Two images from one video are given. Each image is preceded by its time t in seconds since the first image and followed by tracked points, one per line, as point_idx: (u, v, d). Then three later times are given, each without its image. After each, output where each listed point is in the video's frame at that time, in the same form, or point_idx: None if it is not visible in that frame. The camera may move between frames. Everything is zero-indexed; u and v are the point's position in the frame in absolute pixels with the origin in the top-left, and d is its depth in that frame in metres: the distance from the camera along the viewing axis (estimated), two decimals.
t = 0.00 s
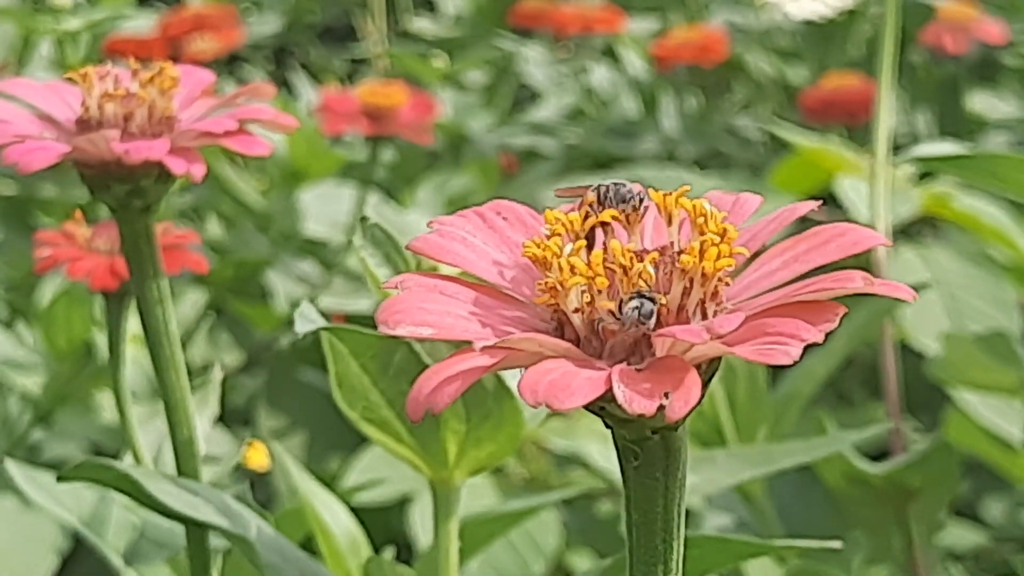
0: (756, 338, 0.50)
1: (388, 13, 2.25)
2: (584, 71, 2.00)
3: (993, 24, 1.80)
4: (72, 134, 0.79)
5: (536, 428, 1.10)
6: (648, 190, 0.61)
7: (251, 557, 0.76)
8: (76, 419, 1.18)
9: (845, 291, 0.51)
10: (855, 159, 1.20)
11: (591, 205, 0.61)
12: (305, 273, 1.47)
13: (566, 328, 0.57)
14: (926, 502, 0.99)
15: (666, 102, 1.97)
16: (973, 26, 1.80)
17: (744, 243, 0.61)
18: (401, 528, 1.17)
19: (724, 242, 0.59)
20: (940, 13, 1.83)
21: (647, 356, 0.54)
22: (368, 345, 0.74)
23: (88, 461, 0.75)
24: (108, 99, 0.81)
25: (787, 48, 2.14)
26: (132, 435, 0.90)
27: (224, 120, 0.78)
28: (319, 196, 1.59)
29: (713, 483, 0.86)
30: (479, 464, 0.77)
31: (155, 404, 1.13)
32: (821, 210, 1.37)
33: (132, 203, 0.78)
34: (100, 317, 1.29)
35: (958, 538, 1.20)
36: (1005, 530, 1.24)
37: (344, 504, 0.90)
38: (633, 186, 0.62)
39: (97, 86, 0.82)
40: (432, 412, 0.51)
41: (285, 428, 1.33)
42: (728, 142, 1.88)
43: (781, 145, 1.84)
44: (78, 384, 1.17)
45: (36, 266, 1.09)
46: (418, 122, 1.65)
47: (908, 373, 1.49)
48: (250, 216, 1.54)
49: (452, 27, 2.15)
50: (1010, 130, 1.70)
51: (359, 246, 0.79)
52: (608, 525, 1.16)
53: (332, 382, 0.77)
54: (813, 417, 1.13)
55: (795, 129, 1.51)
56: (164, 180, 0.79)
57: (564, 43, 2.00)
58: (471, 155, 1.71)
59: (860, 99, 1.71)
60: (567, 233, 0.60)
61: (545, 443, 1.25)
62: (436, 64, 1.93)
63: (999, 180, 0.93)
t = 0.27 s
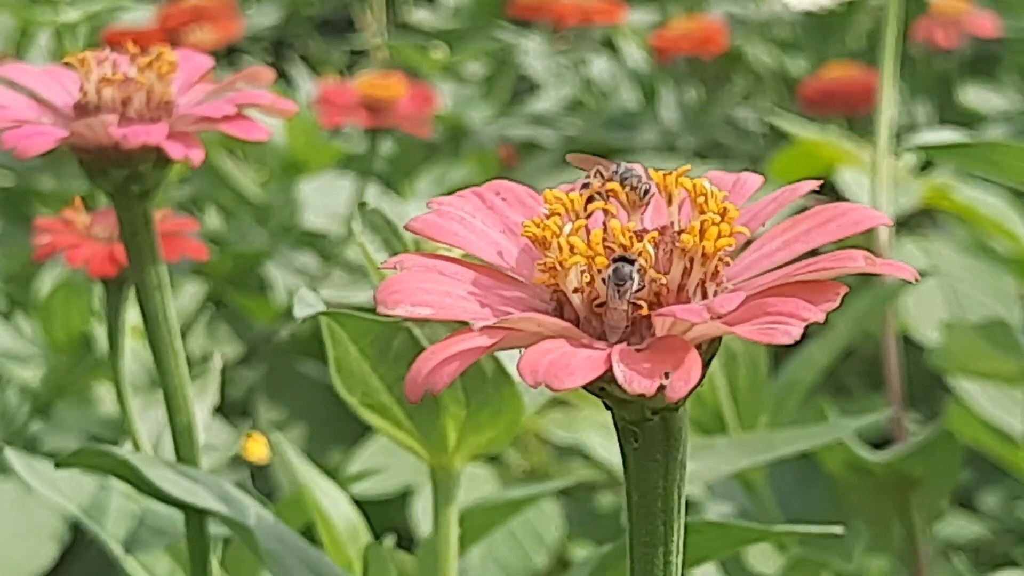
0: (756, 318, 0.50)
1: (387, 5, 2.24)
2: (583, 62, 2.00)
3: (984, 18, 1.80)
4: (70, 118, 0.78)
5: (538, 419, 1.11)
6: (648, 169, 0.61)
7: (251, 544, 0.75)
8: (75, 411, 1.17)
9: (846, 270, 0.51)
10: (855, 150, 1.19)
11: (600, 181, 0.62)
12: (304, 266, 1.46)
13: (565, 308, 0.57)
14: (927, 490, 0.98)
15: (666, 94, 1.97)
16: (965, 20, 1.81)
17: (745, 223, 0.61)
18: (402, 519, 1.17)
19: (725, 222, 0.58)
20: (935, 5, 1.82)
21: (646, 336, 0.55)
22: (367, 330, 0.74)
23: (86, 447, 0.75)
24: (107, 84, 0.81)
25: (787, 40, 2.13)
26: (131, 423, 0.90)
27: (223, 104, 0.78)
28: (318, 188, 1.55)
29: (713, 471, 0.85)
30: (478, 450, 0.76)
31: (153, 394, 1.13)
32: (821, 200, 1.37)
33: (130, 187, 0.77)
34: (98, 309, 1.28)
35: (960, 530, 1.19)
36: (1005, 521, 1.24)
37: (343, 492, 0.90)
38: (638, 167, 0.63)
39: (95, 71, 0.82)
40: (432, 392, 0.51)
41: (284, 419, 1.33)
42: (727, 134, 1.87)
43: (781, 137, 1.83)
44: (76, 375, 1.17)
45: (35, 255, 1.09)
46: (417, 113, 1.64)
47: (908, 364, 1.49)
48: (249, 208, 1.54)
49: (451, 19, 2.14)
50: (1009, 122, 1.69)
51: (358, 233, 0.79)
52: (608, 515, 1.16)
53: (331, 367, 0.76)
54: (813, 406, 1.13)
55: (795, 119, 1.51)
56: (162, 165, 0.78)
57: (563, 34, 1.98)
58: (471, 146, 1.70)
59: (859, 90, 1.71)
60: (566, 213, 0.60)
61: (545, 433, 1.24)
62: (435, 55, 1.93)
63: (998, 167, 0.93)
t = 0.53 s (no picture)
0: (759, 322, 0.50)
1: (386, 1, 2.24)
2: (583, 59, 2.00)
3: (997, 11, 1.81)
4: (72, 120, 0.79)
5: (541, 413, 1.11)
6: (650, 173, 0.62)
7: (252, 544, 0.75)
8: (75, 408, 1.18)
9: (848, 274, 0.51)
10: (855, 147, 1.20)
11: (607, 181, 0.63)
12: (304, 265, 1.46)
13: (568, 312, 0.57)
14: (924, 488, 0.99)
15: (665, 91, 1.97)
16: (977, 12, 1.81)
17: (747, 227, 0.61)
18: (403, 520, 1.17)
19: (727, 225, 0.59)
20: None
21: (649, 339, 0.55)
22: (369, 330, 0.74)
23: (90, 448, 0.76)
24: (108, 85, 0.81)
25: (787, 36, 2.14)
26: (127, 421, 0.90)
27: (225, 106, 0.78)
28: (318, 185, 1.58)
29: (711, 471, 0.85)
30: (480, 450, 0.77)
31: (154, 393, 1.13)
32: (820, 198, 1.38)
33: (132, 189, 0.77)
34: (98, 307, 1.29)
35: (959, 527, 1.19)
36: (1004, 517, 1.25)
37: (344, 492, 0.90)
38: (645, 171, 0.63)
39: (97, 72, 0.82)
40: (434, 396, 0.51)
41: (285, 418, 1.33)
42: (726, 130, 1.87)
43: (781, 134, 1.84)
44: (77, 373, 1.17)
45: (36, 254, 1.09)
46: (417, 115, 1.64)
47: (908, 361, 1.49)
48: (248, 206, 1.54)
49: (451, 16, 2.14)
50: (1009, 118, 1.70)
51: (358, 232, 0.79)
52: (610, 513, 1.16)
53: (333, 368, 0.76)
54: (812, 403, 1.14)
55: (796, 117, 1.51)
56: (164, 167, 0.79)
57: (563, 31, 1.98)
58: (471, 143, 1.71)
59: (859, 86, 1.71)
60: (569, 217, 0.60)
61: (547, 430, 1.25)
62: (435, 52, 1.93)
63: (998, 166, 0.93)
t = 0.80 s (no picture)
0: (756, 323, 0.51)
1: None
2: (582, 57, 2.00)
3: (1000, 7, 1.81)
4: (73, 121, 0.79)
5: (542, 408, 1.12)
6: (649, 174, 0.62)
7: (254, 543, 0.76)
8: (75, 406, 1.18)
9: (845, 275, 0.51)
10: (856, 144, 1.20)
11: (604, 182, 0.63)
12: (302, 261, 1.48)
13: (567, 313, 0.57)
14: (927, 487, 0.99)
15: (665, 88, 1.97)
16: (980, 8, 1.81)
17: (745, 227, 0.61)
18: (406, 516, 1.17)
19: (725, 227, 0.59)
20: None
21: (647, 341, 0.55)
22: (369, 330, 0.75)
23: (89, 448, 0.76)
24: (109, 85, 0.82)
25: (786, 33, 2.14)
26: (135, 420, 0.91)
27: (225, 106, 0.78)
28: (315, 181, 1.57)
29: (715, 469, 0.86)
30: (481, 450, 0.77)
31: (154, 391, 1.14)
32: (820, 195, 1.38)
33: (133, 189, 0.78)
34: (98, 305, 1.29)
35: (959, 523, 1.20)
36: (1005, 514, 1.25)
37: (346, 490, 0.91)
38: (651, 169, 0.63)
39: (98, 73, 0.82)
40: (434, 396, 0.51)
41: (286, 414, 1.34)
42: (726, 127, 1.88)
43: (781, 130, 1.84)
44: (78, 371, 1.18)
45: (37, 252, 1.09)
46: (415, 108, 1.64)
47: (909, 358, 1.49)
48: (247, 203, 1.54)
49: (450, 13, 2.14)
50: (1010, 114, 1.70)
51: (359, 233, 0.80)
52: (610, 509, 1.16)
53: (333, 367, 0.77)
54: (815, 401, 1.14)
55: (794, 113, 1.51)
56: (165, 167, 0.79)
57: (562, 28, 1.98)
58: (470, 140, 1.71)
59: (860, 83, 1.71)
60: (568, 218, 0.60)
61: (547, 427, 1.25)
62: (434, 49, 1.93)
63: (999, 163, 0.93)
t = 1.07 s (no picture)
0: (774, 314, 0.51)
1: None
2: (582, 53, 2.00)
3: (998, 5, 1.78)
4: (80, 114, 0.79)
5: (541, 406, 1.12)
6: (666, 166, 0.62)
7: (260, 538, 0.76)
8: (77, 402, 1.17)
9: (864, 266, 0.51)
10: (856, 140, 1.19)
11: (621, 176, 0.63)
12: (304, 255, 1.48)
13: (584, 305, 0.57)
14: (930, 483, 0.99)
15: (665, 84, 1.97)
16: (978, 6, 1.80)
17: (761, 219, 0.61)
18: (406, 511, 1.17)
19: (742, 218, 0.59)
20: None
21: (664, 333, 0.55)
22: (377, 324, 0.74)
23: (96, 441, 0.75)
24: (117, 78, 0.81)
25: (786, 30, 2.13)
26: (137, 414, 0.90)
27: (233, 99, 0.78)
28: (317, 178, 1.59)
29: (722, 464, 0.86)
30: (489, 444, 0.77)
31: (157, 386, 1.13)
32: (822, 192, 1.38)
33: (140, 182, 0.77)
34: (100, 300, 1.28)
35: (961, 519, 1.20)
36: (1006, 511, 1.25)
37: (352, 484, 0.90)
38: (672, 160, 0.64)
39: (105, 66, 0.82)
40: (451, 387, 0.51)
41: (287, 409, 1.33)
42: (726, 123, 1.87)
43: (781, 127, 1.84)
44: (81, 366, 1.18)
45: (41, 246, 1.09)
46: (416, 103, 1.64)
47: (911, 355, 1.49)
48: (249, 199, 1.51)
49: (450, 9, 2.14)
50: (1011, 111, 1.70)
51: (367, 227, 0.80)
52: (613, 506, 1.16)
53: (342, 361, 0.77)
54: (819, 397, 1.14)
55: (796, 109, 1.51)
56: (173, 160, 0.79)
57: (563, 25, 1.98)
58: (471, 137, 1.71)
59: (860, 79, 1.71)
60: (584, 209, 0.60)
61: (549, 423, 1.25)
62: (434, 45, 1.93)
63: (1003, 158, 0.93)
